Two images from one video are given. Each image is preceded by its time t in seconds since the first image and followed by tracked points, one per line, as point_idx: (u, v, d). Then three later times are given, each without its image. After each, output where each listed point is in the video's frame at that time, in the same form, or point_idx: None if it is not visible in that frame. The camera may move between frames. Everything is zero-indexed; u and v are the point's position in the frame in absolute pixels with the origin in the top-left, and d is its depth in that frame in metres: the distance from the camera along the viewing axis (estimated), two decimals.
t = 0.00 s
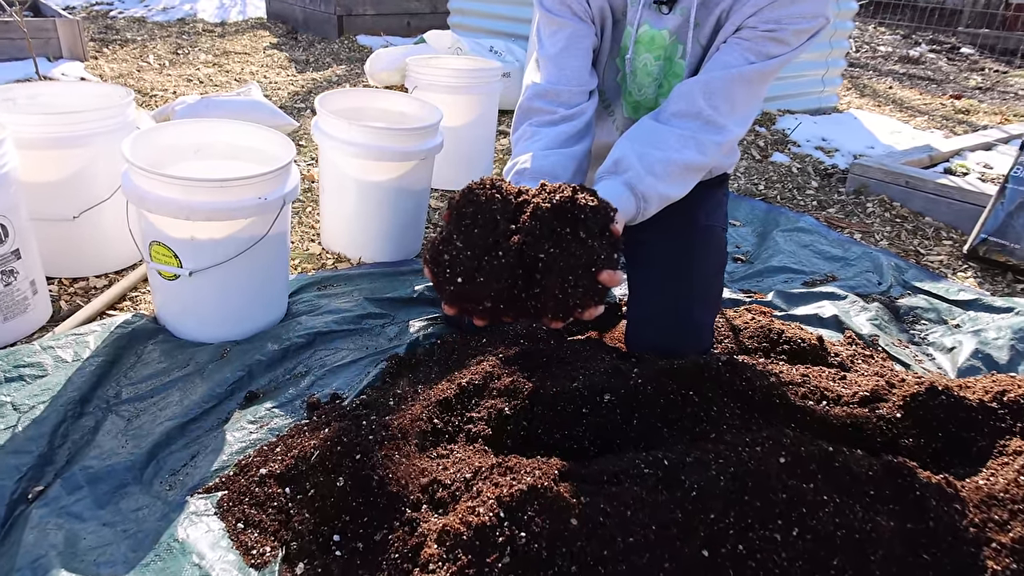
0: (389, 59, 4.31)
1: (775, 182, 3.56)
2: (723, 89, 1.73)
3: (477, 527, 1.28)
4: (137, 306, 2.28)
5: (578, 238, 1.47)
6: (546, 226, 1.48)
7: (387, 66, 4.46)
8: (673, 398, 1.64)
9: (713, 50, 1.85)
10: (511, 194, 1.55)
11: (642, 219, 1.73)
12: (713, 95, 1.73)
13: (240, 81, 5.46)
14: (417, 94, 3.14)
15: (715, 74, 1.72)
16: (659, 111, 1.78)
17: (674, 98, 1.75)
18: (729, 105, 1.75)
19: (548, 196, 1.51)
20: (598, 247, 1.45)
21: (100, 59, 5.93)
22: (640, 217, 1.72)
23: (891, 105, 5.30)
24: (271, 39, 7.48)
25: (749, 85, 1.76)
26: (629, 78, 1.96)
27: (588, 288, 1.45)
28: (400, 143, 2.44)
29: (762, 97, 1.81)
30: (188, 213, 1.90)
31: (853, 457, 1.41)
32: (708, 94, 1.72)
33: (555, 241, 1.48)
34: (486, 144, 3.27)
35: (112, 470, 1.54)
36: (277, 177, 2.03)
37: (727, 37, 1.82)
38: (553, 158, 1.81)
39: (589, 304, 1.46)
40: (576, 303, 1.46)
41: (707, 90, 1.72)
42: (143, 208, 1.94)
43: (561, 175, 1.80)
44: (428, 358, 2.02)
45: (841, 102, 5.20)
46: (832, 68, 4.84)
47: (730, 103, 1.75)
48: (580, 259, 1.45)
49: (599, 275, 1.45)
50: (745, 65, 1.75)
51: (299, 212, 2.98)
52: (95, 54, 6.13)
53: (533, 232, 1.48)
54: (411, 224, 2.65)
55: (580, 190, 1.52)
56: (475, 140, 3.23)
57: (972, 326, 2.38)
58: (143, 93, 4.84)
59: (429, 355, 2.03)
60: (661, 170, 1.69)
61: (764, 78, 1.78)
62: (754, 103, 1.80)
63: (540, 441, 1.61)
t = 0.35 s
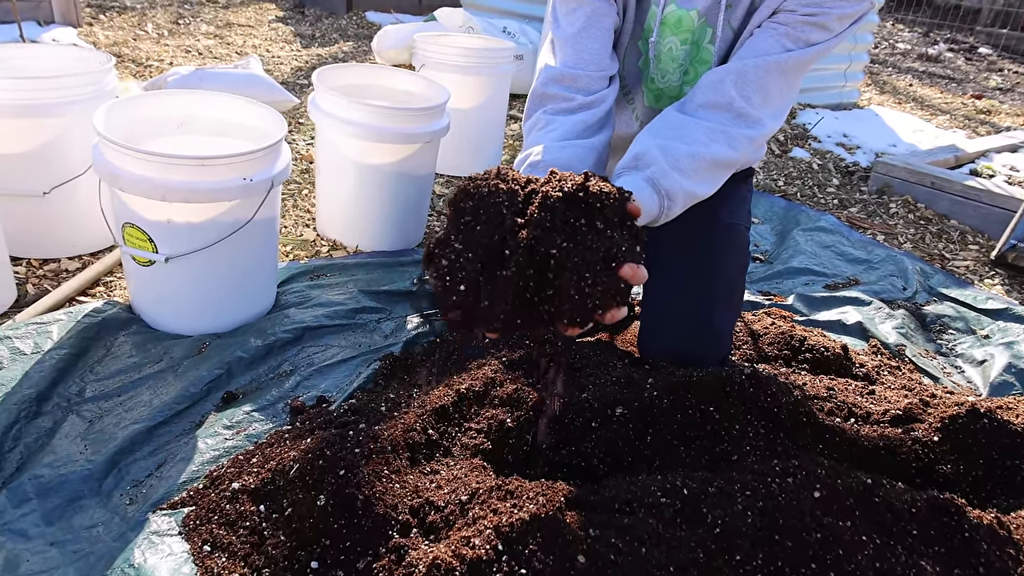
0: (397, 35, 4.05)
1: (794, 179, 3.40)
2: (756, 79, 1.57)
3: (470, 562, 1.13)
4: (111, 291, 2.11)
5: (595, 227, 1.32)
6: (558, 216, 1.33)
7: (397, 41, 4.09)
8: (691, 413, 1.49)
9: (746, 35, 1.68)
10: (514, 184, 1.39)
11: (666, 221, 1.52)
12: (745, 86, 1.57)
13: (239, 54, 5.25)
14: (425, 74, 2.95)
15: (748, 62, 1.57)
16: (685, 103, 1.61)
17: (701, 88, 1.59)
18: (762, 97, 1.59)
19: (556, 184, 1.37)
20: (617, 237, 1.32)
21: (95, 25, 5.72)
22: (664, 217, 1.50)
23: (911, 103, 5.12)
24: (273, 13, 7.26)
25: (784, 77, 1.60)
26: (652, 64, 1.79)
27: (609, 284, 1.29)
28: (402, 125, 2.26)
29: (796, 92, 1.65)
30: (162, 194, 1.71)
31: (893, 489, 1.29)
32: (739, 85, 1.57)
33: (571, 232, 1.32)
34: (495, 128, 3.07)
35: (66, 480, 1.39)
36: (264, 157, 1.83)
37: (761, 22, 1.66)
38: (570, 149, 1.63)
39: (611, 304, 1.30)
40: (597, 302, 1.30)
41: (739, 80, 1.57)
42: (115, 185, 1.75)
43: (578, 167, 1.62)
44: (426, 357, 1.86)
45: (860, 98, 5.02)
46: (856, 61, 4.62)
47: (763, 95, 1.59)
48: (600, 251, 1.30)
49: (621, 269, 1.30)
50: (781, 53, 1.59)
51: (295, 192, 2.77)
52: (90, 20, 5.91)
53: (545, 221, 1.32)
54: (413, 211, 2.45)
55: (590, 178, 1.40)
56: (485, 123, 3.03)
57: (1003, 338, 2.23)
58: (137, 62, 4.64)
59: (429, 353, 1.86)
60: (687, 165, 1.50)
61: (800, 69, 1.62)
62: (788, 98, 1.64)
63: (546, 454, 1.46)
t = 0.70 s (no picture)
0: (393, 24, 3.86)
1: (797, 177, 3.29)
2: (764, 80, 1.46)
3: None
4: (79, 290, 1.98)
5: (596, 244, 1.22)
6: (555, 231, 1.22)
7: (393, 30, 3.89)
8: (689, 434, 1.39)
9: (752, 32, 1.57)
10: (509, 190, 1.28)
11: (670, 232, 1.43)
12: (752, 88, 1.46)
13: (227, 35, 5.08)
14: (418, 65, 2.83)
15: (755, 62, 1.46)
16: (688, 105, 1.51)
17: (706, 90, 1.48)
18: (770, 99, 1.48)
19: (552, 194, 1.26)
20: (620, 253, 1.22)
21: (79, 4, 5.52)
22: (668, 229, 1.41)
23: (914, 99, 5.02)
24: None
25: (794, 77, 1.49)
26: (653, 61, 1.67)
27: (610, 305, 1.21)
28: (389, 118, 2.14)
29: (806, 93, 1.54)
30: (129, 189, 1.58)
31: (911, 528, 1.20)
32: (746, 86, 1.46)
33: (569, 249, 1.21)
34: (490, 121, 2.94)
35: (12, 499, 1.31)
36: (241, 151, 1.70)
37: (769, 20, 1.54)
38: (567, 153, 1.52)
39: (611, 327, 1.22)
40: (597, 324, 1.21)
41: (745, 81, 1.46)
42: (78, 178, 1.62)
43: (575, 172, 1.51)
44: (410, 365, 1.75)
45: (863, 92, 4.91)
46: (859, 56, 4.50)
47: (771, 97, 1.48)
48: (600, 271, 1.20)
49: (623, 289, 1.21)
50: (791, 52, 1.48)
51: (281, 182, 2.61)
52: None
53: (541, 238, 1.21)
54: (402, 208, 2.33)
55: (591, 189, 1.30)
56: (482, 117, 2.91)
57: (1015, 348, 2.13)
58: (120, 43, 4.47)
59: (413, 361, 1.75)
60: (692, 173, 1.41)
61: (811, 69, 1.51)
62: (798, 99, 1.53)
63: (531, 475, 1.37)
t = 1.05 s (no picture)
0: (392, 15, 3.76)
1: (806, 172, 3.12)
2: (783, 71, 1.36)
3: None
4: (63, 290, 1.83)
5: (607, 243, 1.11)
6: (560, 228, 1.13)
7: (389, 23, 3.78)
8: (696, 451, 1.33)
9: (769, 18, 1.46)
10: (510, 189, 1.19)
11: (682, 235, 1.35)
12: (770, 79, 1.36)
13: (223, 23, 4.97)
14: (415, 57, 2.74)
15: (773, 52, 1.35)
16: (702, 98, 1.42)
17: (720, 82, 1.38)
18: (789, 92, 1.38)
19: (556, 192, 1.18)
20: (635, 257, 1.14)
21: None
22: (680, 232, 1.33)
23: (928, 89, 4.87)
24: None
25: (814, 68, 1.39)
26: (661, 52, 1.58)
27: (624, 316, 1.13)
28: (384, 112, 2.06)
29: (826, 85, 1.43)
30: (107, 184, 1.49)
31: (944, 565, 1.12)
32: (763, 78, 1.36)
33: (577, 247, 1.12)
34: (490, 115, 2.85)
35: None
36: (227, 145, 1.61)
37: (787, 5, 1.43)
38: (569, 147, 1.42)
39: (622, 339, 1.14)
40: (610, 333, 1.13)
41: (762, 72, 1.36)
42: (54, 172, 1.53)
43: (578, 168, 1.42)
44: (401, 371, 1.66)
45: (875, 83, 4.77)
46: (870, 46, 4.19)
47: (790, 90, 1.38)
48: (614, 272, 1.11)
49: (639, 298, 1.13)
50: (810, 41, 1.37)
51: (275, 177, 2.53)
52: None
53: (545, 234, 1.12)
54: (398, 205, 2.25)
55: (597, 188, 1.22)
56: (482, 112, 2.82)
57: None
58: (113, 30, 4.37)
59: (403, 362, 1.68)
60: (705, 172, 1.32)
61: (832, 58, 1.40)
62: (818, 91, 1.43)
63: (524, 492, 1.32)
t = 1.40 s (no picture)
0: (394, 8, 3.66)
1: (824, 170, 3.01)
2: (809, 64, 1.26)
3: None
4: (43, 293, 1.75)
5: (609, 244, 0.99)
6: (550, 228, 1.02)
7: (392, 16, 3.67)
8: (711, 480, 1.25)
9: (793, 6, 1.34)
10: (493, 190, 1.09)
11: (699, 243, 1.25)
12: (795, 73, 1.26)
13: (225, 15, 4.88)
14: (416, 50, 2.64)
15: (799, 43, 1.25)
16: (720, 93, 1.31)
17: (739, 76, 1.29)
18: (815, 87, 1.28)
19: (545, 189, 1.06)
20: (653, 269, 1.00)
21: None
22: (697, 240, 1.23)
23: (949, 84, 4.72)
24: None
25: (842, 61, 1.29)
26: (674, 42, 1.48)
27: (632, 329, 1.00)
28: (381, 108, 1.97)
29: (855, 78, 1.33)
30: (83, 186, 1.41)
31: None
32: (788, 71, 1.26)
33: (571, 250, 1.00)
34: (494, 112, 2.76)
35: None
36: (211, 144, 1.52)
37: None
38: (573, 146, 1.32)
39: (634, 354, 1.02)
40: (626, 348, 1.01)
41: (787, 65, 1.26)
42: (28, 174, 1.45)
43: (583, 169, 1.32)
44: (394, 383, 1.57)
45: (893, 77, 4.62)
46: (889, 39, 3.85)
47: (816, 84, 1.28)
48: (622, 283, 0.98)
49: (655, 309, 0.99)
50: (840, 30, 1.27)
51: (270, 176, 2.45)
52: None
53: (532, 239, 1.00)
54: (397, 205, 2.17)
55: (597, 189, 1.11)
56: (485, 108, 2.72)
57: None
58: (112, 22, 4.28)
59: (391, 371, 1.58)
60: (725, 175, 1.22)
61: (862, 50, 1.30)
62: (845, 86, 1.33)
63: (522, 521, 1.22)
